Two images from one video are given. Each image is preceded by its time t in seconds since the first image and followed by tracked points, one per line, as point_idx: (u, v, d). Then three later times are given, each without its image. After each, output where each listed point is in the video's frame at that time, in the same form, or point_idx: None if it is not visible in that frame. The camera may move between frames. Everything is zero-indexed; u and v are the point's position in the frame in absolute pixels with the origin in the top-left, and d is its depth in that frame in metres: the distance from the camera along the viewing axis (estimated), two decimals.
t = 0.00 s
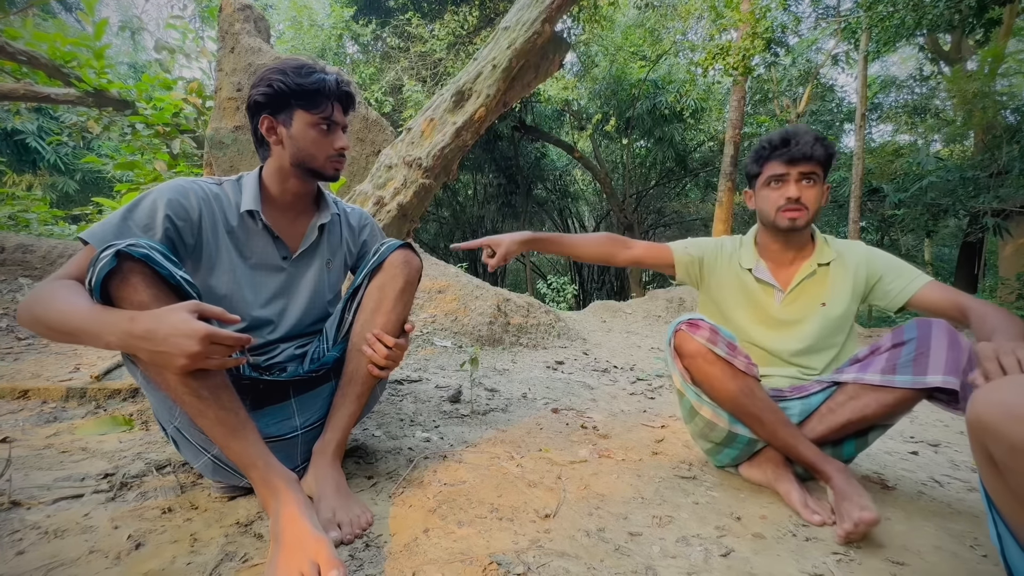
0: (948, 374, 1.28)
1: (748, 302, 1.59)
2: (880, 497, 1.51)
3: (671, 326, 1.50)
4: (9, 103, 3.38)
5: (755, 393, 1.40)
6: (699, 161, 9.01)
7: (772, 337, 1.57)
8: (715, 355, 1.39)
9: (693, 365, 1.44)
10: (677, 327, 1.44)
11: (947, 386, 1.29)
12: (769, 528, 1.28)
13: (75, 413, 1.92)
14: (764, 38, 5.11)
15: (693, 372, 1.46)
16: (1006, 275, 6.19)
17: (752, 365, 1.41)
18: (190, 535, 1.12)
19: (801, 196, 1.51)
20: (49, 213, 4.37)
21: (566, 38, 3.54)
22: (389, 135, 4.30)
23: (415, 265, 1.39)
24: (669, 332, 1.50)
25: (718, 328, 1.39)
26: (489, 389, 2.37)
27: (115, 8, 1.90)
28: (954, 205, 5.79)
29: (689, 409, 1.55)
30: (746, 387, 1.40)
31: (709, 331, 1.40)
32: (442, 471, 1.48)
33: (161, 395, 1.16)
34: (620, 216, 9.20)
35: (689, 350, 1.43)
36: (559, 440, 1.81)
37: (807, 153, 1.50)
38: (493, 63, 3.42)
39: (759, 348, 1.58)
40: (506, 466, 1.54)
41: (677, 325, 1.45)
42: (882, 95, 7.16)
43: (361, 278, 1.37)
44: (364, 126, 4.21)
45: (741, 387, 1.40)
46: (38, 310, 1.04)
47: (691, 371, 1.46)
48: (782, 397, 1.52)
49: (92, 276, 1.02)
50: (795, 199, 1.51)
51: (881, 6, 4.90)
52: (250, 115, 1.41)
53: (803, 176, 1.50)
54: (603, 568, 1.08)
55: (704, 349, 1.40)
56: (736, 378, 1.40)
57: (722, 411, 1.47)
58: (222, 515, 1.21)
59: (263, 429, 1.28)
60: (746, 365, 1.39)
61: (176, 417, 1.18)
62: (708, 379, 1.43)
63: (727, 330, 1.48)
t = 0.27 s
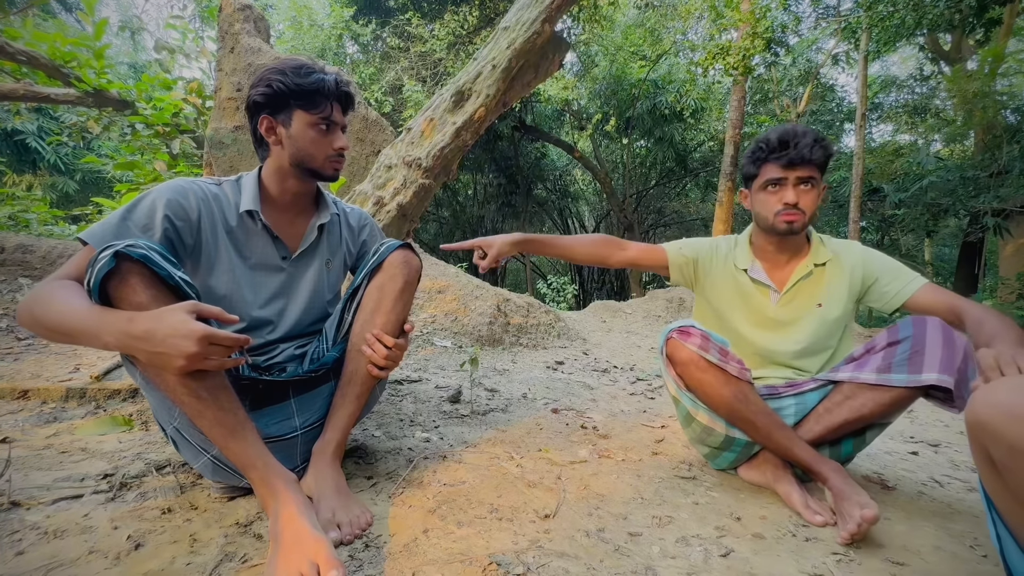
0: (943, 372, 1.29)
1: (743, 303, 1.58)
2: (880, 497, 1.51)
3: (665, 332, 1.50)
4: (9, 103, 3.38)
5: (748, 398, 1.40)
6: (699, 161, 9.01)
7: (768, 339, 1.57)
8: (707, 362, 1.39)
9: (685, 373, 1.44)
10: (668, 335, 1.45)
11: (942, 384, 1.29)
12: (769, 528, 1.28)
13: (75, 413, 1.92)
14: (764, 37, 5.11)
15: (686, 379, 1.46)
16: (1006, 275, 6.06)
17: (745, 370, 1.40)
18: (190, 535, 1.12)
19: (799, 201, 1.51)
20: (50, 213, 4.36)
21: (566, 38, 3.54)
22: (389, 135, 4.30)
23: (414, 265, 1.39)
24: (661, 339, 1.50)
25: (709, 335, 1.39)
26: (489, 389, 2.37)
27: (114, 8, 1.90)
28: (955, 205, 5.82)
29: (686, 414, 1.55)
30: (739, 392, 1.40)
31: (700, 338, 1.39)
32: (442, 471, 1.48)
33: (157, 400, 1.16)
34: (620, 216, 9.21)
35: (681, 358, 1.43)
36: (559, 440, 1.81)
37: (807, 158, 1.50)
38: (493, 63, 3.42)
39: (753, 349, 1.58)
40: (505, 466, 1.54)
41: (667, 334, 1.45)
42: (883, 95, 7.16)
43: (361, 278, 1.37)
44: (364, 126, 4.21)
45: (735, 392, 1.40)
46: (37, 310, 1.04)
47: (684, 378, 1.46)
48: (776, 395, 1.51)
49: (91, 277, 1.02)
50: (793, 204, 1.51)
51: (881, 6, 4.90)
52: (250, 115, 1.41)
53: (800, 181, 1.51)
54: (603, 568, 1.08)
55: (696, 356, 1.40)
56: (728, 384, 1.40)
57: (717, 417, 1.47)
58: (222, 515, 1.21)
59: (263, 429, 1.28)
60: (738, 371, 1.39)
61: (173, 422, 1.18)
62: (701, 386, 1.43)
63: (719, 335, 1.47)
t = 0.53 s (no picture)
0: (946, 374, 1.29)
1: (739, 305, 1.59)
2: (880, 497, 1.51)
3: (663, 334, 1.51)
4: (10, 103, 3.38)
5: (748, 399, 1.40)
6: (699, 161, 9.02)
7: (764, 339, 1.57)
8: (706, 362, 1.40)
9: (685, 373, 1.44)
10: (667, 336, 1.45)
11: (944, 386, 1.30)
12: (769, 528, 1.28)
13: (75, 413, 1.92)
14: (764, 37, 5.11)
15: (686, 380, 1.46)
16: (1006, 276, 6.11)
17: (745, 370, 1.41)
18: (190, 536, 1.12)
19: (782, 193, 1.51)
20: (50, 214, 4.37)
21: (566, 38, 3.54)
22: (389, 136, 4.31)
23: (414, 265, 1.39)
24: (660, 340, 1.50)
25: (708, 336, 1.39)
26: (489, 389, 2.37)
27: (115, 9, 1.89)
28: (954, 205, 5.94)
29: (686, 415, 1.55)
30: (739, 393, 1.40)
31: (699, 339, 1.40)
32: (442, 471, 1.48)
33: (158, 401, 1.16)
34: (620, 216, 9.21)
35: (680, 359, 1.43)
36: (559, 440, 1.81)
37: (786, 151, 1.50)
38: (493, 63, 3.42)
39: (751, 348, 1.58)
40: (506, 466, 1.54)
41: (667, 334, 1.45)
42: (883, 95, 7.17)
43: (361, 279, 1.37)
44: (364, 127, 4.21)
45: (734, 393, 1.40)
46: (36, 311, 1.03)
47: (684, 379, 1.47)
48: (776, 393, 1.52)
49: (91, 278, 1.03)
50: (776, 198, 1.52)
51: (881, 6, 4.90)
52: (249, 115, 1.41)
53: (782, 174, 1.51)
54: (603, 568, 1.08)
55: (695, 357, 1.40)
56: (728, 385, 1.40)
57: (717, 417, 1.47)
58: (222, 515, 1.21)
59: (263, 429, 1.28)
60: (737, 371, 1.39)
61: (174, 422, 1.18)
62: (701, 386, 1.43)
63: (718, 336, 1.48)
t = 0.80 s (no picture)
0: (947, 373, 1.29)
1: (738, 306, 1.58)
2: (880, 497, 1.51)
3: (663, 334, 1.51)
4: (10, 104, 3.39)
5: (748, 397, 1.40)
6: (699, 161, 9.02)
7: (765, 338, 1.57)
8: (706, 361, 1.40)
9: (685, 372, 1.45)
10: (668, 334, 1.45)
11: (947, 386, 1.30)
12: (770, 528, 1.28)
13: (75, 413, 1.92)
14: (764, 38, 5.12)
15: (687, 378, 1.46)
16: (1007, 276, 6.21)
17: (745, 369, 1.41)
18: (190, 536, 1.12)
19: (769, 193, 1.53)
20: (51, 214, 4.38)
21: (566, 38, 3.54)
22: (389, 136, 4.31)
23: (414, 266, 1.39)
24: (660, 339, 1.51)
25: (709, 335, 1.39)
26: (489, 390, 2.37)
27: (115, 9, 1.89)
28: (955, 205, 5.83)
29: (687, 413, 1.55)
30: (739, 391, 1.40)
31: (700, 337, 1.40)
32: (442, 471, 1.48)
33: (158, 399, 1.16)
34: (620, 216, 9.22)
35: (681, 357, 1.43)
36: (559, 440, 1.81)
37: (771, 152, 1.55)
38: (493, 64, 3.42)
39: (753, 349, 1.59)
40: (506, 466, 1.54)
41: (667, 333, 1.45)
42: (883, 95, 7.17)
43: (361, 279, 1.37)
44: (364, 127, 4.22)
45: (735, 392, 1.40)
46: (37, 311, 1.03)
47: (684, 377, 1.47)
48: (778, 392, 1.52)
49: (91, 278, 1.03)
50: (763, 197, 1.54)
51: (881, 6, 4.91)
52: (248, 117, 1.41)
53: (769, 175, 1.54)
54: (603, 568, 1.08)
55: (695, 355, 1.41)
56: (729, 383, 1.40)
57: (717, 416, 1.47)
58: (222, 515, 1.21)
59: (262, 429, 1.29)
60: (738, 370, 1.39)
61: (174, 420, 1.18)
62: (701, 384, 1.43)
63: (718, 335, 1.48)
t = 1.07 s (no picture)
0: (952, 376, 1.28)
1: (742, 302, 1.57)
2: (882, 497, 1.50)
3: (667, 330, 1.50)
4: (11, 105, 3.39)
5: (751, 395, 1.40)
6: (700, 161, 9.01)
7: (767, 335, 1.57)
8: (711, 359, 1.40)
9: (690, 369, 1.45)
10: (672, 332, 1.45)
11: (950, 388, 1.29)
12: (770, 529, 1.28)
13: (76, 414, 1.92)
14: (764, 38, 5.11)
15: (690, 377, 1.46)
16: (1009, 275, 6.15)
17: (749, 367, 1.41)
18: (190, 536, 1.12)
19: (787, 183, 1.54)
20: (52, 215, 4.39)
21: (566, 39, 3.55)
22: (390, 136, 4.31)
23: (418, 268, 1.40)
24: (663, 337, 1.50)
25: (712, 332, 1.39)
26: (490, 390, 2.37)
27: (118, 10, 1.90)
28: (956, 204, 5.94)
29: (689, 413, 1.55)
30: (743, 390, 1.40)
31: (704, 335, 1.40)
32: (443, 471, 1.48)
33: (160, 399, 1.16)
34: (621, 216, 9.22)
35: (685, 355, 1.43)
36: (560, 440, 1.81)
37: (790, 146, 1.55)
38: (493, 64, 3.42)
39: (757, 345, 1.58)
40: (506, 467, 1.54)
41: (672, 329, 1.45)
42: (884, 95, 7.16)
43: (365, 280, 1.37)
44: (365, 128, 4.22)
45: (738, 389, 1.40)
46: (39, 312, 1.04)
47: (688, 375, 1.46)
48: (782, 391, 1.52)
49: (92, 278, 1.03)
50: (782, 186, 1.54)
51: (882, 6, 4.90)
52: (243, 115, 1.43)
53: (787, 166, 1.55)
54: (603, 569, 1.08)
55: (700, 353, 1.41)
56: (732, 381, 1.40)
57: (721, 414, 1.47)
58: (223, 516, 1.21)
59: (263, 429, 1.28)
60: (742, 368, 1.39)
61: (175, 420, 1.18)
62: (705, 381, 1.43)
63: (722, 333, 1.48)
